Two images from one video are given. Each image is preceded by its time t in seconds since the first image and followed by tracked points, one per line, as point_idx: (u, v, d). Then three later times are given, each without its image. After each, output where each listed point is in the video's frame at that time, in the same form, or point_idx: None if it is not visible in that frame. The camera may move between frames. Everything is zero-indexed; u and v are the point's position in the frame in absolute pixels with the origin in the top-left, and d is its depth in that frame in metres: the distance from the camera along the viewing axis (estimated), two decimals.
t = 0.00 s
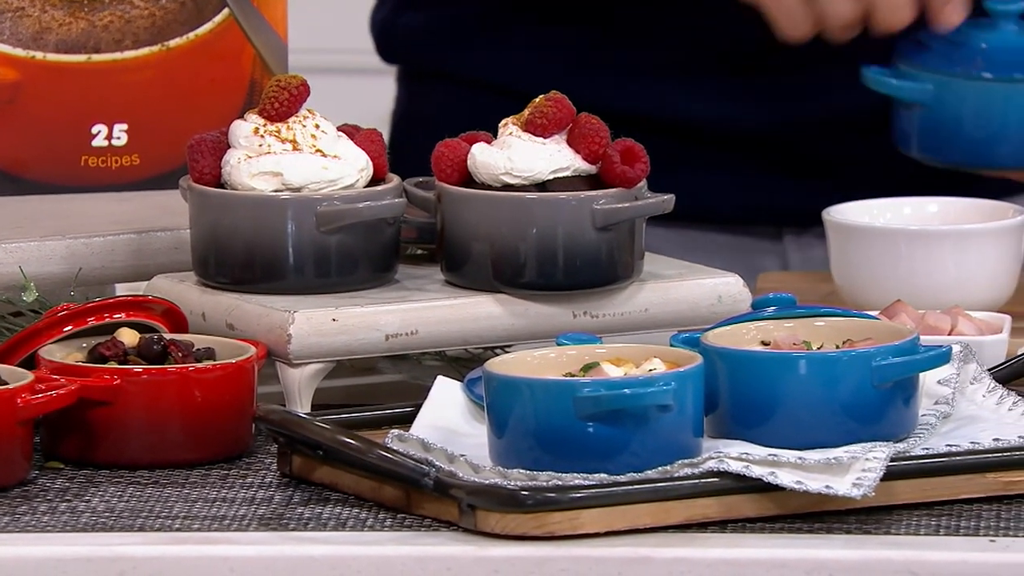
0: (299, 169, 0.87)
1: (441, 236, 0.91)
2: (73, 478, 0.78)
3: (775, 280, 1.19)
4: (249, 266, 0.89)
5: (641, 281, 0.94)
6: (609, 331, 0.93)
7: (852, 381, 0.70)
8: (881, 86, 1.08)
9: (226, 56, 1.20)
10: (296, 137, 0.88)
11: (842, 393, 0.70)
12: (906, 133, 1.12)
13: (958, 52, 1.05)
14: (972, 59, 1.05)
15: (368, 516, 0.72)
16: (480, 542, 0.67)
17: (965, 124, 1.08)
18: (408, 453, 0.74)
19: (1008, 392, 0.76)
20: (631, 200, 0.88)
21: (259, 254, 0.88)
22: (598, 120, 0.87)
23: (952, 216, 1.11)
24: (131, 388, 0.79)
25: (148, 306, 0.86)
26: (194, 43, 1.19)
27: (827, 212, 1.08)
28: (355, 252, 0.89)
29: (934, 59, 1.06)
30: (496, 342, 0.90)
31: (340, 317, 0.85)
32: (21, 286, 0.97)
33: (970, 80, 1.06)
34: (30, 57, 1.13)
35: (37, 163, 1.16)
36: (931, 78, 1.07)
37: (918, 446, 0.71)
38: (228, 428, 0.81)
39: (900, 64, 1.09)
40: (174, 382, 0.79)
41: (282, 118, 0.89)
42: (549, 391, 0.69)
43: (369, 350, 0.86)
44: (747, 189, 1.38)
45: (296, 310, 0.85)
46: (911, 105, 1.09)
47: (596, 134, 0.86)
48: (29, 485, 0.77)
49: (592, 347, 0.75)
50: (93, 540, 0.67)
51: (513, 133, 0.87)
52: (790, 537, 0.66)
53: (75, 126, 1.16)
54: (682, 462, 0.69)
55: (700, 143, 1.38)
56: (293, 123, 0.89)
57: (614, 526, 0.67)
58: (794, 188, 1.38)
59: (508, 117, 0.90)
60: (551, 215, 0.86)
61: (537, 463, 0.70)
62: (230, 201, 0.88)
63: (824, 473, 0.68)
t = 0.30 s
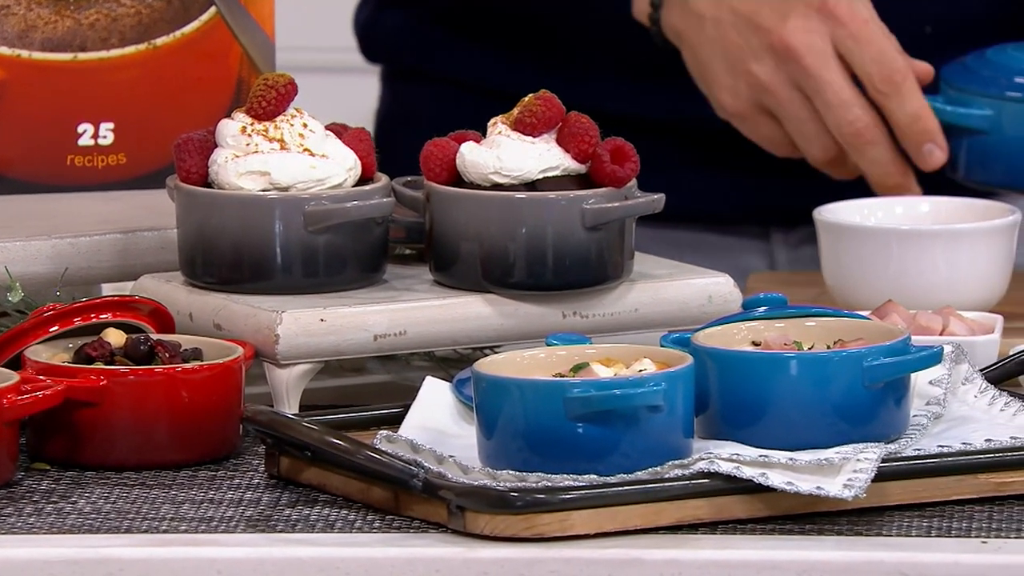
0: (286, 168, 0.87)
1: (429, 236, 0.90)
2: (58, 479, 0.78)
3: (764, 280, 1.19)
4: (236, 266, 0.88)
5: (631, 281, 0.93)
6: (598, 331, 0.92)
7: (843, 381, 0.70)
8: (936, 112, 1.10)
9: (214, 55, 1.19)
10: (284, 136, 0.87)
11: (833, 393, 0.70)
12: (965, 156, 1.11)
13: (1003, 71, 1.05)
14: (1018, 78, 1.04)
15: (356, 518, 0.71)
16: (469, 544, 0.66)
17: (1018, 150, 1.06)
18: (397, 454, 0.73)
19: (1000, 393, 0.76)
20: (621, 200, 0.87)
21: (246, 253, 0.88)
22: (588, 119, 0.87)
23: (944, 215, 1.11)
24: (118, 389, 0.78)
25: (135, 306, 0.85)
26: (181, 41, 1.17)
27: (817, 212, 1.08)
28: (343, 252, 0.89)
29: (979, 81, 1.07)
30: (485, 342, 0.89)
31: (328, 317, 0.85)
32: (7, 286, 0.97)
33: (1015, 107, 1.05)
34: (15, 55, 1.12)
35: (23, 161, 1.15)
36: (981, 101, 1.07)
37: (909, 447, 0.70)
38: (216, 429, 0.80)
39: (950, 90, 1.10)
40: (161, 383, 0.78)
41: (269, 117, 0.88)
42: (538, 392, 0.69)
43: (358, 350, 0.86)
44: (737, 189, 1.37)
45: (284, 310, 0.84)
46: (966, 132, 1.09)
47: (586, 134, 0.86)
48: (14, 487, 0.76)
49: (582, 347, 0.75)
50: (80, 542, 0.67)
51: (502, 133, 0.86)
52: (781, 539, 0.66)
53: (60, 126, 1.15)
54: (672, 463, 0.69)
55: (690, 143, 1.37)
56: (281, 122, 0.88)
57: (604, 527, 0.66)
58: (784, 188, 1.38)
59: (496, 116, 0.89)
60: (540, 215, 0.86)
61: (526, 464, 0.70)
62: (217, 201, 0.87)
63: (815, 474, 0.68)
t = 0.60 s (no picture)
0: (274, 167, 0.86)
1: (419, 235, 0.90)
2: (45, 481, 0.77)
3: (757, 279, 1.19)
4: (224, 266, 0.88)
5: (622, 280, 0.92)
6: (589, 332, 0.91)
7: (836, 382, 0.69)
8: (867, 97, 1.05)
9: (201, 53, 1.18)
10: (272, 135, 0.87)
11: (826, 395, 0.69)
12: (898, 140, 1.07)
13: (946, 54, 1.02)
14: (963, 59, 1.01)
15: (345, 520, 0.71)
16: (459, 546, 0.66)
17: (949, 133, 1.03)
18: (386, 455, 0.72)
19: (995, 393, 0.75)
20: (612, 199, 0.87)
21: (234, 253, 0.87)
22: (579, 117, 0.86)
23: (937, 215, 1.11)
24: (104, 390, 0.77)
25: (122, 306, 0.84)
26: (167, 39, 1.16)
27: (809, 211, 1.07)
28: (332, 252, 0.88)
29: (919, 63, 1.03)
30: (475, 343, 0.88)
31: (317, 317, 0.84)
32: None
33: (953, 91, 1.02)
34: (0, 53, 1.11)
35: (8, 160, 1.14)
36: (916, 84, 1.03)
37: (904, 448, 0.70)
38: (203, 429, 0.80)
39: (888, 73, 1.06)
40: (148, 384, 0.78)
41: (257, 115, 0.87)
42: (529, 393, 0.68)
43: (346, 351, 0.85)
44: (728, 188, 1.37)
45: (272, 311, 0.84)
46: (898, 114, 1.05)
47: (577, 133, 0.85)
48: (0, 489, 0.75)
49: (573, 347, 0.74)
50: (65, 544, 0.66)
51: (493, 131, 0.86)
52: (774, 541, 0.65)
53: (46, 124, 1.14)
54: (664, 465, 0.68)
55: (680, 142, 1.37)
56: (269, 121, 0.87)
57: (595, 529, 0.66)
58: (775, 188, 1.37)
59: (487, 115, 0.88)
60: (530, 214, 0.85)
61: (517, 466, 0.69)
62: (205, 200, 0.86)
63: (808, 475, 0.67)
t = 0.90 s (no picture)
0: (260, 165, 0.85)
1: (407, 235, 0.89)
2: (27, 484, 0.76)
3: (748, 279, 1.18)
4: (209, 266, 0.86)
5: (614, 280, 0.91)
6: (580, 332, 0.90)
7: (829, 384, 0.68)
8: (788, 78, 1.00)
9: (186, 49, 1.17)
10: (258, 133, 0.85)
11: (819, 396, 0.68)
12: (825, 125, 1.02)
13: (875, 37, 0.97)
14: (893, 41, 0.96)
15: (332, 523, 0.70)
16: (448, 550, 0.64)
17: (876, 118, 0.99)
18: (374, 457, 0.71)
19: (990, 394, 0.74)
20: (603, 197, 0.86)
21: (220, 252, 0.86)
22: (568, 114, 0.84)
23: (930, 214, 1.10)
24: (87, 392, 0.76)
25: (105, 306, 0.83)
26: (152, 36, 1.15)
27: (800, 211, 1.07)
28: (318, 252, 0.87)
29: (845, 44, 0.98)
30: (464, 344, 0.87)
31: (304, 317, 0.83)
32: None
33: (878, 73, 0.97)
34: None
35: None
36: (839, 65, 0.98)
37: (899, 450, 0.69)
38: (188, 432, 0.78)
39: (814, 54, 1.00)
40: (131, 385, 0.76)
41: (243, 113, 0.86)
42: (518, 394, 0.67)
43: (333, 352, 0.84)
44: (718, 187, 1.36)
45: (258, 311, 0.83)
46: (821, 95, 1.01)
47: (566, 130, 0.84)
48: None
49: (563, 348, 0.73)
50: (46, 548, 0.64)
51: (481, 129, 0.84)
52: (766, 544, 0.64)
53: (28, 121, 1.13)
54: (656, 468, 0.67)
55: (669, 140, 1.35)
56: (254, 119, 0.86)
57: (585, 533, 0.65)
58: (765, 187, 1.36)
59: (475, 112, 0.87)
60: (519, 214, 0.84)
61: (506, 468, 0.68)
62: (189, 199, 0.85)
63: (801, 478, 0.67)
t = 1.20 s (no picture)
0: (236, 163, 0.83)
1: (385, 234, 0.87)
2: None
3: (730, 279, 1.17)
4: (184, 266, 0.85)
5: (596, 280, 0.90)
6: (562, 333, 0.89)
7: (813, 385, 0.67)
8: (789, 137, 1.10)
9: (159, 45, 1.15)
10: (233, 131, 0.84)
11: (804, 398, 0.67)
12: (817, 179, 1.15)
13: (869, 97, 1.09)
14: (885, 102, 1.08)
15: (309, 527, 0.68)
16: (427, 554, 0.63)
17: (874, 163, 1.10)
18: (352, 460, 0.70)
19: (976, 396, 0.73)
20: (583, 197, 0.85)
21: (195, 252, 0.84)
22: (550, 112, 0.84)
23: (915, 214, 1.09)
24: (60, 394, 0.75)
25: (77, 307, 0.82)
26: (125, 32, 1.14)
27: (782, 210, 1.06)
28: (295, 251, 0.86)
29: (841, 105, 1.09)
30: (443, 345, 0.86)
31: (280, 318, 0.82)
32: None
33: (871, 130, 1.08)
34: None
35: None
36: (830, 124, 1.10)
37: (883, 453, 0.68)
38: (163, 434, 0.77)
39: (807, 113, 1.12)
40: (105, 387, 0.75)
41: (218, 110, 0.85)
42: (498, 396, 0.66)
43: (310, 353, 0.83)
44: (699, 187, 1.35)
45: (234, 311, 0.81)
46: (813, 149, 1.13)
47: (547, 127, 0.83)
48: None
49: (543, 350, 0.72)
50: (17, 553, 0.63)
51: (461, 126, 0.83)
52: (750, 548, 0.63)
53: None
54: (638, 470, 0.66)
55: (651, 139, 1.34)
56: (230, 116, 0.85)
57: (566, 537, 0.64)
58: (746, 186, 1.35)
59: (454, 110, 0.86)
60: (499, 212, 0.83)
61: (486, 470, 0.67)
62: (164, 198, 0.84)
63: (785, 481, 0.66)
